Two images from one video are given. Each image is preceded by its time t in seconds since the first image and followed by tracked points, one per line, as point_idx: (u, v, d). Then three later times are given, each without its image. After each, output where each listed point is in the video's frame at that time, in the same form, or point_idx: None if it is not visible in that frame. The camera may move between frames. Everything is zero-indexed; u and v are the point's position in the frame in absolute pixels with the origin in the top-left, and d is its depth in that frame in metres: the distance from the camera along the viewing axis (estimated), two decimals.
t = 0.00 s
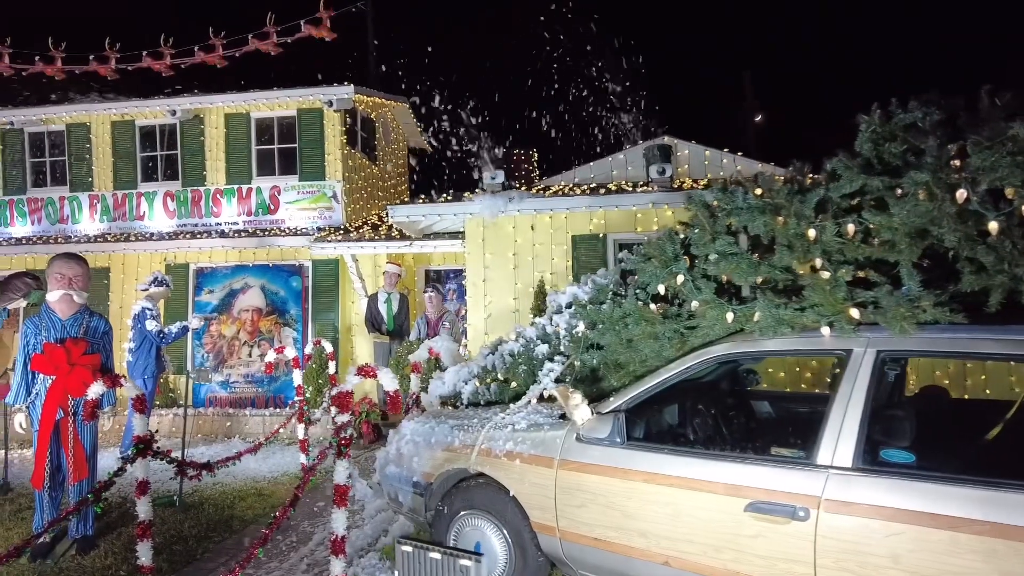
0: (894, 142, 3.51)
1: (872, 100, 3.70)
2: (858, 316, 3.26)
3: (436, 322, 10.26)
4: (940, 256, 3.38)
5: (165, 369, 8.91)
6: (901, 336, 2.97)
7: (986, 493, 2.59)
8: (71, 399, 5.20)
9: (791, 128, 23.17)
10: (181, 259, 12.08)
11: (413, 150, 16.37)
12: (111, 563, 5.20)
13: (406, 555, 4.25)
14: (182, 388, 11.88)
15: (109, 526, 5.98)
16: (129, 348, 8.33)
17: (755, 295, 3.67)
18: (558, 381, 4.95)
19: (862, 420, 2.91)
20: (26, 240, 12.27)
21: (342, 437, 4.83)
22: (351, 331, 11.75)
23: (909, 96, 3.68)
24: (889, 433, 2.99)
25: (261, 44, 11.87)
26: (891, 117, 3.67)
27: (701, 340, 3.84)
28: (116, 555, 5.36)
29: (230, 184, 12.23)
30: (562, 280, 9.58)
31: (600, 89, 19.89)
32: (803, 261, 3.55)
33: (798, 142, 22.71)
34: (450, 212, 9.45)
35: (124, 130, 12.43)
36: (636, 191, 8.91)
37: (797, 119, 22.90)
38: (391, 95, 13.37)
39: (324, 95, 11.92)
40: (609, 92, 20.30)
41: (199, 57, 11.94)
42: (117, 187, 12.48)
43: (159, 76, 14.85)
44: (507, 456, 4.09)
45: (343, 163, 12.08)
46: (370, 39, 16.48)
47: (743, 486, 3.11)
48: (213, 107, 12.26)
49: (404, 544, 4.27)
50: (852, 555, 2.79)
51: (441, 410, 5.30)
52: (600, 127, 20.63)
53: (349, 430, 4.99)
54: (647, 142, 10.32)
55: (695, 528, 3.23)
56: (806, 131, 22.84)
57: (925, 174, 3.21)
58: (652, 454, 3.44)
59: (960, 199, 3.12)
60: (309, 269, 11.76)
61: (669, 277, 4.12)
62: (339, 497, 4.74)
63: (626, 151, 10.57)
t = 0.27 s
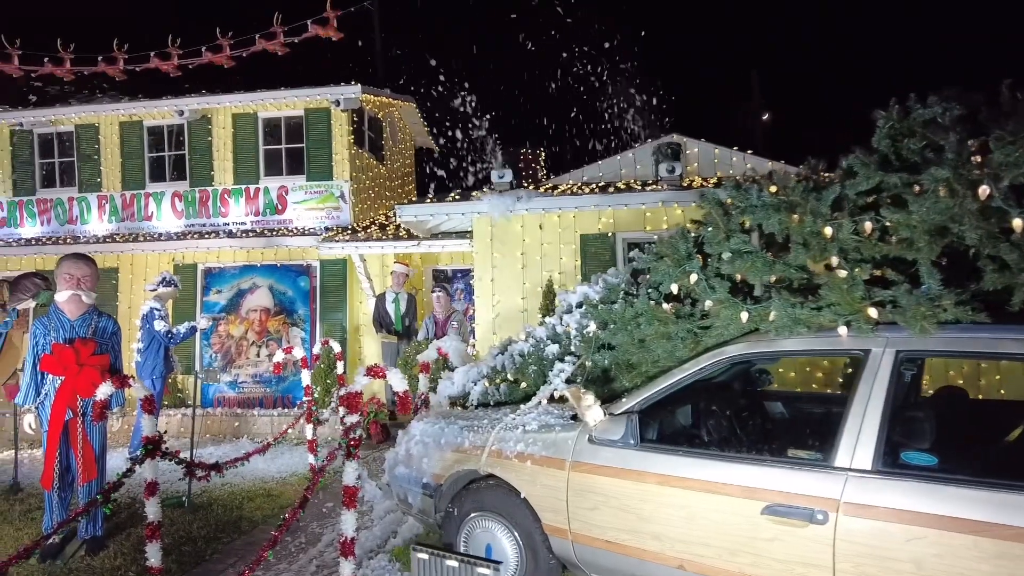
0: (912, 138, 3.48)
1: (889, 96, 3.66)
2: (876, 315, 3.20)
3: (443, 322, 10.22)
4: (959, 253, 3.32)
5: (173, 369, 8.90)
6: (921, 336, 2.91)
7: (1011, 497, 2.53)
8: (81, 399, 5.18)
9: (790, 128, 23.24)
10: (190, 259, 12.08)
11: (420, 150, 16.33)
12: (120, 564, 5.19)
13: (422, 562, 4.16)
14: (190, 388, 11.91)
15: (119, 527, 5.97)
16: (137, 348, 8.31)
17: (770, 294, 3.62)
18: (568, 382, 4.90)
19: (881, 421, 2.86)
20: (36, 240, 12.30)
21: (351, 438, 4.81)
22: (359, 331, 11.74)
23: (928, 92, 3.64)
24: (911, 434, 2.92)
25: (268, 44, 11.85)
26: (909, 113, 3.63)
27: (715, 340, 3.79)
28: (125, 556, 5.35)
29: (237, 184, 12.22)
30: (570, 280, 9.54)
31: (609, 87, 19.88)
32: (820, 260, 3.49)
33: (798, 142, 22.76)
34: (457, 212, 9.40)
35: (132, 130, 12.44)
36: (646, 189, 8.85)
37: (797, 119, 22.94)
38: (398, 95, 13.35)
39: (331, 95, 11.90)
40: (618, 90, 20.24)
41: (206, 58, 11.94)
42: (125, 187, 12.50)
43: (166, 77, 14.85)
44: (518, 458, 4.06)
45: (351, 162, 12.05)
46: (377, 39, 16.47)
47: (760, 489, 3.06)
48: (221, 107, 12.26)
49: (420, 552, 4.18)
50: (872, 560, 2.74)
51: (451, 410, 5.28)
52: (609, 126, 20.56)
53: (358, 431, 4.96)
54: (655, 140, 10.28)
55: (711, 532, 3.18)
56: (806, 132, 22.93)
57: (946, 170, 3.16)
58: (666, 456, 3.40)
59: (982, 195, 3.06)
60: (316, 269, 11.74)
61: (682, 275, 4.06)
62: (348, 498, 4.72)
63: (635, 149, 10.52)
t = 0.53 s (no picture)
0: (930, 135, 3.48)
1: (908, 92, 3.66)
2: (895, 314, 3.16)
3: (454, 322, 10.23)
4: (979, 252, 3.29)
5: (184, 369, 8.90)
6: (941, 335, 2.85)
7: None
8: (92, 399, 5.19)
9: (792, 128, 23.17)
10: (200, 259, 12.11)
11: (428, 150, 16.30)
12: (132, 564, 5.18)
13: (439, 566, 4.16)
14: (201, 389, 11.95)
15: (130, 526, 5.98)
16: (148, 349, 8.31)
17: (786, 293, 3.57)
18: (580, 382, 4.86)
19: (902, 423, 2.81)
20: (48, 241, 12.37)
21: (362, 439, 4.79)
22: (368, 332, 11.73)
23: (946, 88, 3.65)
24: (931, 436, 2.87)
25: (277, 44, 11.86)
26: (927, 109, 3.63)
27: (730, 340, 3.74)
28: (137, 556, 5.36)
29: (247, 185, 12.24)
30: (580, 280, 9.48)
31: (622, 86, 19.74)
32: (837, 259, 3.44)
33: (798, 142, 22.71)
34: (467, 211, 9.38)
35: (143, 131, 12.49)
36: (656, 188, 8.80)
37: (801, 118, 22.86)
38: (407, 95, 13.34)
39: (341, 95, 11.90)
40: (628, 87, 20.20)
41: (216, 59, 11.96)
42: (136, 188, 12.54)
43: (176, 78, 14.89)
44: (530, 459, 4.03)
45: (360, 162, 12.05)
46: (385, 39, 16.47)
47: (777, 491, 3.01)
48: (231, 108, 12.28)
49: (437, 556, 4.18)
50: (892, 564, 2.68)
51: (462, 410, 5.26)
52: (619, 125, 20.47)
53: (369, 431, 4.94)
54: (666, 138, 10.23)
55: (726, 534, 3.14)
56: (806, 131, 22.91)
57: (967, 167, 3.15)
58: (681, 458, 3.36)
59: (1005, 191, 3.07)
60: (326, 270, 11.73)
61: (696, 274, 4.02)
62: (359, 498, 4.70)
63: (645, 148, 10.48)
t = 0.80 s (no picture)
0: (956, 128, 3.43)
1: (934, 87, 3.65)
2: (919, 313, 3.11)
3: (467, 322, 10.33)
4: (1005, 249, 3.23)
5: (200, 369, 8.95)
6: (967, 334, 2.80)
7: None
8: (110, 398, 5.21)
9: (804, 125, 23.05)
10: (215, 260, 12.18)
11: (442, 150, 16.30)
12: (150, 562, 5.22)
13: (462, 566, 4.13)
14: (217, 388, 12.02)
15: (148, 524, 6.02)
16: (164, 349, 8.34)
17: (805, 291, 3.53)
18: (596, 381, 4.83)
19: (926, 422, 2.76)
20: (66, 242, 12.48)
21: (378, 438, 4.80)
22: (382, 331, 11.75)
23: (971, 82, 3.64)
24: (957, 436, 2.82)
25: (291, 46, 11.89)
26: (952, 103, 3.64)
27: (749, 339, 3.71)
28: (154, 554, 5.39)
29: (262, 186, 12.29)
30: (594, 279, 9.45)
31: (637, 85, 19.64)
32: (859, 256, 3.39)
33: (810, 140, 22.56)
34: (480, 211, 9.37)
35: (159, 133, 12.57)
36: (672, 186, 8.76)
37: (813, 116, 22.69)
38: (420, 95, 13.35)
39: (354, 96, 11.92)
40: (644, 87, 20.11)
41: (230, 61, 12.02)
42: (152, 190, 12.63)
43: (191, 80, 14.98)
44: (546, 459, 4.01)
45: (374, 163, 12.06)
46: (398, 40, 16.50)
47: (798, 492, 2.97)
48: (245, 110, 12.33)
49: (460, 555, 4.14)
50: (916, 566, 2.63)
51: (477, 410, 5.25)
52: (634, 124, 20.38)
53: (385, 430, 4.95)
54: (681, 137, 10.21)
55: (746, 536, 3.10)
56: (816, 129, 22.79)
57: (993, 162, 3.14)
58: (700, 458, 3.33)
59: None
60: (340, 270, 11.76)
61: (715, 273, 3.98)
62: (375, 498, 4.70)
63: (659, 147, 10.45)
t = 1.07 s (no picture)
0: (991, 122, 3.39)
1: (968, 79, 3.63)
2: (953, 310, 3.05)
3: (487, 321, 10.33)
4: None
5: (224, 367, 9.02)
6: (1004, 331, 2.75)
7: None
8: (138, 396, 5.28)
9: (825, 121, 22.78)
10: (238, 260, 12.29)
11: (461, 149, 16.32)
12: (176, 558, 5.28)
13: (495, 563, 4.12)
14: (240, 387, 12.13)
15: (174, 521, 6.09)
16: (189, 348, 8.42)
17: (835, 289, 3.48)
18: (620, 380, 4.80)
19: (961, 422, 2.71)
20: (93, 244, 12.67)
21: (402, 436, 4.81)
22: (403, 331, 11.79)
23: (1006, 74, 3.60)
24: (993, 436, 2.76)
25: (312, 48, 11.97)
26: (986, 96, 3.62)
27: (776, 337, 3.66)
28: (181, 550, 5.45)
29: (284, 187, 12.38)
30: (615, 278, 9.40)
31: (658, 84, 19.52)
32: (890, 253, 3.34)
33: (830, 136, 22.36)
34: (501, 210, 9.36)
35: (183, 135, 12.72)
36: (694, 184, 8.69)
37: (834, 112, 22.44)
38: (440, 96, 13.39)
39: (375, 96, 11.98)
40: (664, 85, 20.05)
41: (252, 63, 12.12)
42: (176, 191, 12.77)
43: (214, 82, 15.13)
44: (570, 458, 3.99)
45: (394, 163, 12.10)
46: (418, 41, 16.54)
47: (829, 492, 2.93)
48: (268, 111, 12.44)
49: (493, 553, 4.13)
50: (952, 569, 2.58)
51: (499, 409, 5.24)
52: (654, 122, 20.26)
53: (408, 428, 4.96)
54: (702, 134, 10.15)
55: (775, 536, 3.06)
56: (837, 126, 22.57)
57: None
58: (727, 457, 3.30)
59: None
60: (362, 269, 11.81)
61: (741, 270, 3.94)
62: (399, 496, 4.72)
63: (681, 145, 10.38)
